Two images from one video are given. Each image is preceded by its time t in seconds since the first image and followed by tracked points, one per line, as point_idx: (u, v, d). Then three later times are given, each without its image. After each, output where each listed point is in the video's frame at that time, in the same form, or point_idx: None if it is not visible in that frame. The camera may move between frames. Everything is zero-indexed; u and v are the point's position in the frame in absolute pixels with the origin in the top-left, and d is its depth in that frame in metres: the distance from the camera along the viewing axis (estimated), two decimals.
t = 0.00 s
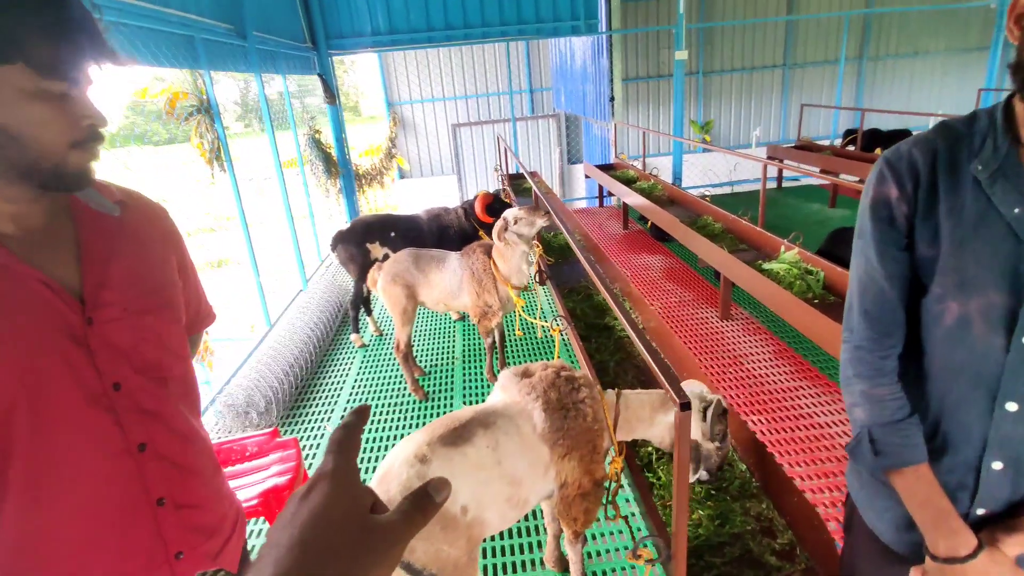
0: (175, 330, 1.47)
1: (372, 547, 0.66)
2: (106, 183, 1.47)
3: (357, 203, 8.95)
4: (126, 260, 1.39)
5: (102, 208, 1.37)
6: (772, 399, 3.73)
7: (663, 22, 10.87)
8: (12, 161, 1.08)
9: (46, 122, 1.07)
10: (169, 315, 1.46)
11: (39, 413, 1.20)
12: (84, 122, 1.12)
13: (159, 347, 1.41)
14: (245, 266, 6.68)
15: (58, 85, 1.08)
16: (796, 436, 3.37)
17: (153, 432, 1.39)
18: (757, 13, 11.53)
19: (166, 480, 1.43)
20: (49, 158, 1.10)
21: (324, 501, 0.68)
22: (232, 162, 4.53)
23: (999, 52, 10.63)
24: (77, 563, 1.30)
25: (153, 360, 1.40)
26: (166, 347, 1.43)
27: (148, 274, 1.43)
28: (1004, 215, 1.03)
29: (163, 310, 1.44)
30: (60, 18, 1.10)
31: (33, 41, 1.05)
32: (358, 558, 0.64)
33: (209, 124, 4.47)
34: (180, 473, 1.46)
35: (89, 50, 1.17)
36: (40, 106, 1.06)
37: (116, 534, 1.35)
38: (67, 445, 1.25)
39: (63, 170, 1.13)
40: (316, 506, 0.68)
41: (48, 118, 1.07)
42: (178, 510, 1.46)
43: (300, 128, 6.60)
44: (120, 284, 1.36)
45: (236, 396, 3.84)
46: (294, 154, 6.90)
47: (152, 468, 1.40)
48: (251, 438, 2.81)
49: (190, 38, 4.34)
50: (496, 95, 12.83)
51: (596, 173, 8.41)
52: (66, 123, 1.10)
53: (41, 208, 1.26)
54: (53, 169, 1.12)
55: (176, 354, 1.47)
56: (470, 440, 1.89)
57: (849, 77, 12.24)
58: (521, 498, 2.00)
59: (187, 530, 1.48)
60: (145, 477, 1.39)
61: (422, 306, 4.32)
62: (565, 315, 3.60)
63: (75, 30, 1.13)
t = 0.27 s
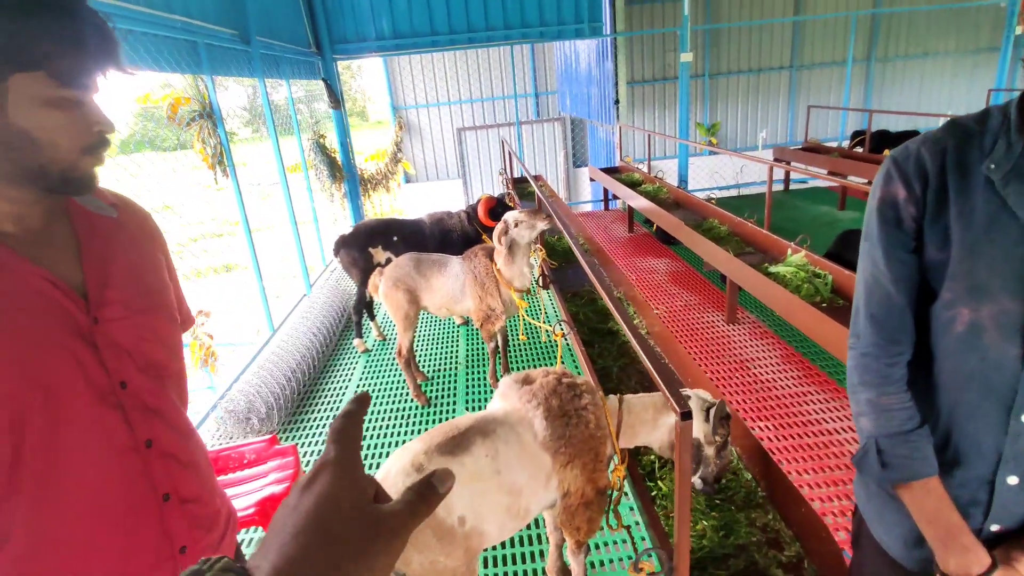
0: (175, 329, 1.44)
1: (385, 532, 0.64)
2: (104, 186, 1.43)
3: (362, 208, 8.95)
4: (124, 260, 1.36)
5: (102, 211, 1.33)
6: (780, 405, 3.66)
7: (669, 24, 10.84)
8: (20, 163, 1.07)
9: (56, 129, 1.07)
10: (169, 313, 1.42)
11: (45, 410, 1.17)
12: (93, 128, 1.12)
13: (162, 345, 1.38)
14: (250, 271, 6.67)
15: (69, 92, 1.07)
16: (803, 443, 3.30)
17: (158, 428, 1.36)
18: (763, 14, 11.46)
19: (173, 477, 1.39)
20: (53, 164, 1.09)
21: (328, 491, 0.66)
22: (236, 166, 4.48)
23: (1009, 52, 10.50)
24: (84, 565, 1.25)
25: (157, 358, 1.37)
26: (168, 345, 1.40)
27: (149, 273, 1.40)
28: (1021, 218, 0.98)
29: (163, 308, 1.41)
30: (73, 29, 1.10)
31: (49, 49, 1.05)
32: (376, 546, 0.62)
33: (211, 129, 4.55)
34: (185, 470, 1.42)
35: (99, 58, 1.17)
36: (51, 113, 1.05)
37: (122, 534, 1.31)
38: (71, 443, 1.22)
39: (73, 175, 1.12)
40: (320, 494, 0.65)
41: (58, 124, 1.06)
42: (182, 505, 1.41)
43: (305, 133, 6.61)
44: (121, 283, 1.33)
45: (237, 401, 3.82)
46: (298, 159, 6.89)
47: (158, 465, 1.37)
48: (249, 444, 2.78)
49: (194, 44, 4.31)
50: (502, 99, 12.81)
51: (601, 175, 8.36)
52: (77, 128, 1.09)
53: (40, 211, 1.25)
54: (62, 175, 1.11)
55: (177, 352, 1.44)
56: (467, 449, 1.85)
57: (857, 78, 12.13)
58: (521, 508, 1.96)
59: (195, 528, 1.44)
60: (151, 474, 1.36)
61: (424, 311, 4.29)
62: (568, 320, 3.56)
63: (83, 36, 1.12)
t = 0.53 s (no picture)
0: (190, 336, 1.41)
1: (443, 469, 0.64)
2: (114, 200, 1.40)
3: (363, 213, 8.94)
4: (140, 265, 1.32)
5: (119, 224, 1.29)
6: (785, 412, 3.64)
7: (670, 29, 10.87)
8: (67, 176, 1.02)
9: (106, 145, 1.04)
10: (184, 322, 1.39)
11: (80, 412, 1.11)
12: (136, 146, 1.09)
13: (181, 349, 1.34)
14: (252, 277, 6.66)
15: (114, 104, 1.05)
16: (809, 451, 3.27)
17: (181, 430, 1.31)
18: (765, 18, 11.47)
19: (195, 479, 1.34)
20: (97, 182, 1.05)
21: (386, 422, 0.64)
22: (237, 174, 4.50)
23: (1012, 54, 10.48)
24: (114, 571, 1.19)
25: (178, 362, 1.33)
26: (187, 348, 1.37)
27: (163, 281, 1.37)
28: None
29: (179, 316, 1.38)
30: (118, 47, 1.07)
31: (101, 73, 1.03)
32: (430, 484, 0.62)
33: (213, 136, 4.56)
34: (205, 473, 1.38)
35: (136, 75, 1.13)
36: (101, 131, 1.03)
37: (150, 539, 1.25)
38: (101, 446, 1.15)
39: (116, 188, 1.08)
40: (382, 424, 0.64)
41: (105, 137, 1.04)
42: (203, 506, 1.36)
43: (306, 139, 6.61)
44: (144, 291, 1.30)
45: (240, 409, 3.81)
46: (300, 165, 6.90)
47: (183, 468, 1.32)
48: (251, 455, 2.77)
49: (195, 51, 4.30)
50: (503, 104, 12.83)
51: (603, 180, 8.33)
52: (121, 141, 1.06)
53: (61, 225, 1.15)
54: (104, 188, 1.07)
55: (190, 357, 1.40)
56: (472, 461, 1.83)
57: (859, 81, 12.12)
58: (528, 520, 1.93)
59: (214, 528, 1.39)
60: (175, 477, 1.31)
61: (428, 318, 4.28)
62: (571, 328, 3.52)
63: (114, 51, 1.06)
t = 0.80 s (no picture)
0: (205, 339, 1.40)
1: (554, 460, 0.69)
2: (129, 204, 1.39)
3: (364, 217, 8.92)
4: (159, 266, 1.32)
5: (137, 226, 1.31)
6: (791, 416, 3.61)
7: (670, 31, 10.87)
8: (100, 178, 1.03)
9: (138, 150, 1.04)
10: (199, 326, 1.38)
11: (109, 406, 1.09)
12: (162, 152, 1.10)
13: (198, 350, 1.33)
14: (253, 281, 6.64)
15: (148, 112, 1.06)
16: (816, 455, 3.24)
17: (199, 428, 1.29)
18: (765, 21, 11.48)
19: (212, 477, 1.31)
20: (124, 185, 1.06)
21: (484, 400, 0.70)
22: (239, 178, 4.48)
23: (1013, 56, 10.49)
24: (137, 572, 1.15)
25: (196, 362, 1.31)
26: (202, 349, 1.35)
27: (180, 283, 1.36)
28: None
29: (195, 317, 1.37)
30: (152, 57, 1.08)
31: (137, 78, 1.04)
32: (520, 501, 0.64)
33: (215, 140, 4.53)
34: (223, 471, 1.35)
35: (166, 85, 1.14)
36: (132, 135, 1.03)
37: (173, 539, 1.21)
38: (133, 441, 1.13)
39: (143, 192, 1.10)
40: (481, 403, 0.70)
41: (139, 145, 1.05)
42: (220, 505, 1.33)
43: (307, 143, 6.60)
44: (164, 291, 1.29)
45: (243, 413, 3.79)
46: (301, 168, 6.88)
47: (202, 465, 1.28)
48: (255, 461, 2.75)
49: (197, 56, 4.29)
50: (503, 107, 12.83)
51: (604, 183, 8.31)
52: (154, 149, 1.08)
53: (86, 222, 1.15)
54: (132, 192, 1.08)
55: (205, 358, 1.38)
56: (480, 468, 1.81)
57: (859, 83, 12.12)
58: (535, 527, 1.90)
59: (229, 526, 1.35)
60: (195, 476, 1.27)
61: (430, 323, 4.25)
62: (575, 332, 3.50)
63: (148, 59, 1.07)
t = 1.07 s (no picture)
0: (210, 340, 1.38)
1: None
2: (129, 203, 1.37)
3: (364, 217, 8.89)
4: (165, 266, 1.30)
5: (142, 227, 1.31)
6: (795, 418, 3.59)
7: (670, 33, 10.87)
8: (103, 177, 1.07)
9: (136, 147, 1.09)
10: (205, 325, 1.35)
11: (116, 409, 1.07)
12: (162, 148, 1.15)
13: (204, 350, 1.31)
14: (252, 281, 6.61)
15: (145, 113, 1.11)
16: (822, 457, 3.22)
17: (206, 429, 1.26)
18: (764, 22, 11.49)
19: (218, 478, 1.29)
20: (125, 184, 1.11)
21: None
22: (240, 179, 4.46)
23: (1013, 57, 10.50)
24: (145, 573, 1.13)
25: (202, 362, 1.29)
26: (208, 349, 1.34)
27: (186, 283, 1.35)
28: None
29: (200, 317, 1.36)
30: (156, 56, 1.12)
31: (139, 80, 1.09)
32: None
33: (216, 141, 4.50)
34: (229, 473, 1.33)
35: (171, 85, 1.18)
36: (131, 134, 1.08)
37: (179, 540, 1.19)
38: (138, 443, 1.11)
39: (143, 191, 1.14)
40: None
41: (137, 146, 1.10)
42: (226, 508, 1.31)
43: (307, 143, 6.58)
44: (171, 291, 1.27)
45: (244, 415, 3.77)
46: (301, 169, 6.86)
47: (208, 467, 1.26)
48: (258, 464, 2.73)
49: (199, 55, 4.28)
50: (503, 107, 12.80)
51: (604, 184, 8.29)
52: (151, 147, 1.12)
53: (89, 216, 1.15)
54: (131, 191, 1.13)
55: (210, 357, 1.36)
56: (488, 471, 1.79)
57: (859, 84, 12.13)
58: (542, 531, 1.89)
59: (235, 528, 1.33)
60: (201, 477, 1.25)
61: (433, 324, 4.23)
62: (580, 332, 3.48)
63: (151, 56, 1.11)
